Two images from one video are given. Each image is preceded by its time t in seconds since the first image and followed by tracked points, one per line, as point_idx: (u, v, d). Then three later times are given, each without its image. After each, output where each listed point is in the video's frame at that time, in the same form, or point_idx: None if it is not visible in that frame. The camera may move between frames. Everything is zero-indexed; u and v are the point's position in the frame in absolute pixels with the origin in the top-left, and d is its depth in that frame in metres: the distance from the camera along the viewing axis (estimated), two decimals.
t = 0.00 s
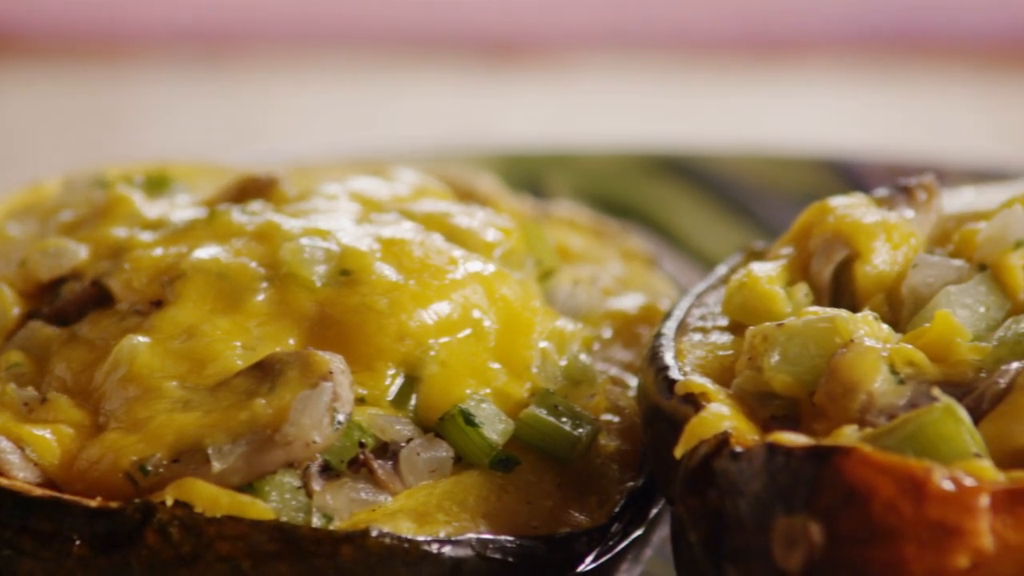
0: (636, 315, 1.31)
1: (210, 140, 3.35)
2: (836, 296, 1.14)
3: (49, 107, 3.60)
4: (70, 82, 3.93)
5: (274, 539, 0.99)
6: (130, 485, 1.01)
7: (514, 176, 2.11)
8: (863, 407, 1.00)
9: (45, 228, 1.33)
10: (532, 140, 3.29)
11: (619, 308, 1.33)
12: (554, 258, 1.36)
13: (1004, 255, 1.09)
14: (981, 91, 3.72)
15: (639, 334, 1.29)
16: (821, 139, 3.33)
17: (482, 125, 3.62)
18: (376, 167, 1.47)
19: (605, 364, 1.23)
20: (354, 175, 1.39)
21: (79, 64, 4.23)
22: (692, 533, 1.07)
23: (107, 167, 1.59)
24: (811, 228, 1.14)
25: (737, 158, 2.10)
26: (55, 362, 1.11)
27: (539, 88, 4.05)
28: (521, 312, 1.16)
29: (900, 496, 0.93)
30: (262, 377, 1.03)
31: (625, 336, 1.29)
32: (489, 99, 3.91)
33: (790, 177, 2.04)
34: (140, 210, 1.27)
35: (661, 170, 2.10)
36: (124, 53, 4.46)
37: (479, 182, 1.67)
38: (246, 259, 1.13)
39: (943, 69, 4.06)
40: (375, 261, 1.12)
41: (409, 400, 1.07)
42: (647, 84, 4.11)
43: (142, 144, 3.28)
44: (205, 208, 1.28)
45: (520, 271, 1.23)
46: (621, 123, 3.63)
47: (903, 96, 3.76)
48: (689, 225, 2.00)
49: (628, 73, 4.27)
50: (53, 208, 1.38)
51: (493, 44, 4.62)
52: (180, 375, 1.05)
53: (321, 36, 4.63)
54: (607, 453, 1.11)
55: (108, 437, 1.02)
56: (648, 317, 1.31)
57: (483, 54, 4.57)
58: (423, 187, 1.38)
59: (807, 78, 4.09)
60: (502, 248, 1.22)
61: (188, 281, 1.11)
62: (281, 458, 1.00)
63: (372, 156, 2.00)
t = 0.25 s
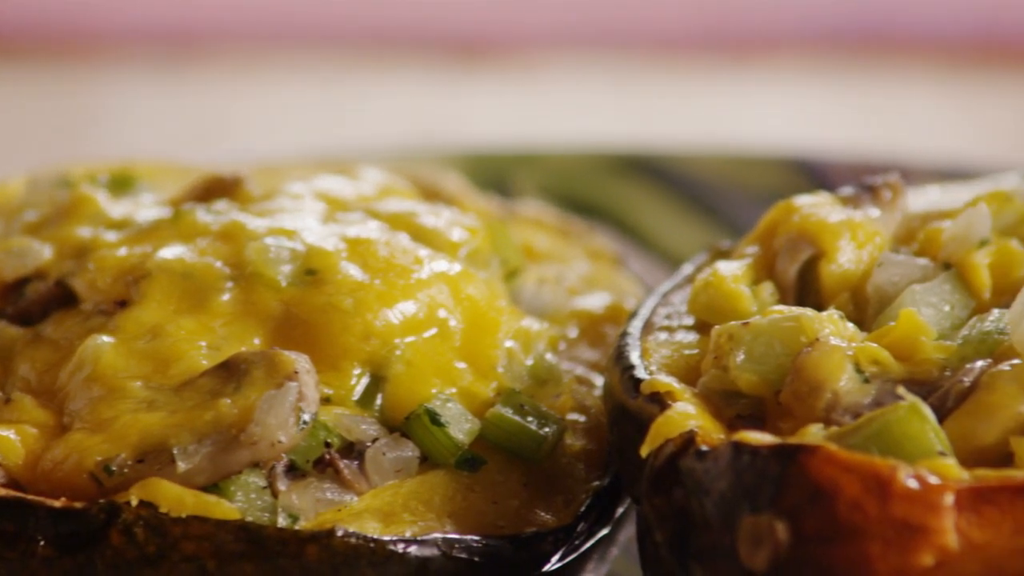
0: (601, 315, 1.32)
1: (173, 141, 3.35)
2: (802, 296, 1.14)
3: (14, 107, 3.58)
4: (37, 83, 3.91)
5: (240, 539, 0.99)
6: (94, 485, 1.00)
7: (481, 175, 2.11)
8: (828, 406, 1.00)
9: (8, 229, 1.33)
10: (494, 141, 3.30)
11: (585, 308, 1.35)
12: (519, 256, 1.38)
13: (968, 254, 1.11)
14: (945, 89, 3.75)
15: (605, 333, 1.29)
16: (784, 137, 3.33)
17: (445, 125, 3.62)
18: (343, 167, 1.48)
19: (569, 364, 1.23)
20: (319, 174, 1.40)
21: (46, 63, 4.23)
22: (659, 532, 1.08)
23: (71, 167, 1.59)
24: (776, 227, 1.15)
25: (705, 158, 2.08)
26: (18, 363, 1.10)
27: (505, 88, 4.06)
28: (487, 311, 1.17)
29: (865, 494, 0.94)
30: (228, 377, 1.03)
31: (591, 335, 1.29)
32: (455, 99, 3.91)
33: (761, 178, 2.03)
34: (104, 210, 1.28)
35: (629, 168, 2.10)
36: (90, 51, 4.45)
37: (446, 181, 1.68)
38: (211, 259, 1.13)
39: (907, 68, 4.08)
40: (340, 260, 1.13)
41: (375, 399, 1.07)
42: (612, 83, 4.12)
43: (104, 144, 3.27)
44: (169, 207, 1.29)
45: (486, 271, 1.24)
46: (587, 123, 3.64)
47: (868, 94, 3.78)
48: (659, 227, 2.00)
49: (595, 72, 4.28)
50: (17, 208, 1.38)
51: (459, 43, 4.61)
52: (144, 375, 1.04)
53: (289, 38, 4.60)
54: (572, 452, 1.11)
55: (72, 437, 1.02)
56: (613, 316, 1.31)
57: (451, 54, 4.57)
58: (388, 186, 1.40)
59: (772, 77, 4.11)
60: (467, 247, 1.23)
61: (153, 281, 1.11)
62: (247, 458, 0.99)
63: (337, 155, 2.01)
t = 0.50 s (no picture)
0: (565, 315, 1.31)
1: (135, 139, 3.33)
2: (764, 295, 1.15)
3: None
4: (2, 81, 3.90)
5: (202, 540, 0.99)
6: (56, 485, 1.00)
7: (446, 174, 2.10)
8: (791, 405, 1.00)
9: None
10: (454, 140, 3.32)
11: (549, 309, 1.35)
12: (482, 256, 1.39)
13: (930, 253, 1.13)
14: (905, 87, 3.79)
15: (569, 332, 1.29)
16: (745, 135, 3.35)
17: (408, 121, 3.62)
18: (306, 167, 1.49)
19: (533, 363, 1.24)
20: (282, 174, 1.41)
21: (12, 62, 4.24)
22: (622, 532, 1.08)
23: (34, 167, 1.59)
24: (740, 226, 1.16)
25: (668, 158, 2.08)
26: None
27: (468, 85, 4.08)
28: (450, 311, 1.17)
29: (828, 493, 0.94)
30: (191, 377, 1.03)
31: (555, 334, 1.30)
32: (418, 96, 3.92)
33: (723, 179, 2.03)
34: (67, 209, 1.28)
35: (596, 170, 2.10)
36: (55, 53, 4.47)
37: (410, 181, 1.68)
38: (174, 259, 1.13)
39: (866, 65, 4.12)
40: (304, 260, 1.13)
41: (338, 399, 1.07)
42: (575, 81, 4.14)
43: (65, 142, 3.25)
44: (132, 207, 1.29)
45: (450, 271, 1.25)
46: (550, 122, 3.66)
47: (827, 92, 3.81)
48: (627, 227, 1.99)
49: (555, 71, 4.30)
50: None
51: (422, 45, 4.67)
52: (107, 375, 1.04)
53: (255, 36, 4.69)
54: (536, 452, 1.11)
55: (34, 437, 1.01)
56: (577, 315, 1.31)
57: (416, 53, 4.59)
58: (351, 186, 1.40)
59: (733, 75, 4.13)
60: (431, 247, 1.24)
61: (116, 281, 1.11)
62: (210, 458, 0.99)
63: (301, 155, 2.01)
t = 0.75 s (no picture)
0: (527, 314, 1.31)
1: (98, 139, 3.33)
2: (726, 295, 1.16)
3: None
4: None
5: (163, 541, 0.98)
6: (16, 486, 0.99)
7: (406, 175, 2.13)
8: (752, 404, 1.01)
9: None
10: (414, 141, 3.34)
11: (510, 308, 1.35)
12: (444, 256, 1.40)
13: (891, 252, 1.14)
14: (861, 89, 3.85)
15: (530, 332, 1.30)
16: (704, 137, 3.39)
17: (372, 123, 3.65)
18: (267, 167, 1.50)
19: (493, 363, 1.22)
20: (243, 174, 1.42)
21: None
22: (584, 531, 1.07)
23: None
24: (701, 226, 1.16)
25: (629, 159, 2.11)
26: None
27: (430, 87, 4.12)
28: (412, 310, 1.18)
29: (788, 491, 0.94)
30: (152, 377, 1.02)
31: (517, 334, 1.30)
32: (379, 98, 3.95)
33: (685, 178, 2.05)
34: (26, 209, 1.28)
35: (557, 169, 2.12)
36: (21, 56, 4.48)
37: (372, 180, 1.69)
38: (135, 259, 1.13)
39: (823, 67, 4.18)
40: (265, 260, 1.13)
41: (300, 399, 1.07)
42: (536, 84, 4.19)
43: (26, 142, 3.24)
44: (92, 207, 1.29)
45: (411, 271, 1.26)
46: (511, 124, 3.70)
47: (784, 93, 3.87)
48: (588, 227, 2.01)
49: (516, 75, 4.35)
50: None
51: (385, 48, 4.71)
52: (68, 376, 1.04)
53: (224, 34, 4.76)
54: (498, 452, 1.11)
55: None
56: (539, 315, 1.32)
57: (381, 56, 4.63)
58: (312, 186, 1.41)
59: (689, 78, 4.19)
60: (392, 247, 1.25)
61: (76, 281, 1.11)
62: (171, 459, 0.99)
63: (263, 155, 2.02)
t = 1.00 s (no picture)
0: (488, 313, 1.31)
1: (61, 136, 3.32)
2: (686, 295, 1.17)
3: None
4: None
5: (123, 542, 0.98)
6: None
7: (367, 175, 2.13)
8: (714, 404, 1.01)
9: None
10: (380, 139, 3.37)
11: (472, 308, 1.35)
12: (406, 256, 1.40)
13: (851, 252, 1.16)
14: (821, 90, 3.92)
15: (492, 331, 1.29)
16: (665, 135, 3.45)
17: (337, 121, 3.67)
18: (227, 167, 1.51)
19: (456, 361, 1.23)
20: (203, 175, 1.43)
21: None
22: (545, 531, 1.07)
23: None
24: (662, 225, 1.17)
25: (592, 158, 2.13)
26: None
27: (393, 87, 4.17)
28: (374, 310, 1.18)
29: (750, 491, 0.94)
30: (113, 378, 1.02)
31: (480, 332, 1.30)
32: (344, 96, 3.99)
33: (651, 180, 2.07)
34: None
35: (521, 170, 2.13)
36: None
37: (334, 179, 1.70)
38: (95, 259, 1.13)
39: (781, 69, 4.26)
40: (226, 260, 1.14)
41: (261, 399, 1.07)
42: (501, 84, 4.25)
43: None
44: (52, 207, 1.30)
45: (373, 270, 1.27)
46: (477, 122, 3.74)
47: (744, 94, 3.95)
48: (549, 227, 2.02)
49: (479, 75, 4.41)
50: None
51: (354, 48, 4.82)
52: (28, 376, 1.04)
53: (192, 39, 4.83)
54: (459, 451, 1.11)
55: None
56: (500, 313, 1.31)
57: (348, 56, 4.67)
58: (272, 186, 1.43)
59: (647, 80, 4.26)
60: (353, 247, 1.26)
61: (36, 281, 1.10)
62: (132, 460, 0.99)
63: (222, 154, 2.03)
